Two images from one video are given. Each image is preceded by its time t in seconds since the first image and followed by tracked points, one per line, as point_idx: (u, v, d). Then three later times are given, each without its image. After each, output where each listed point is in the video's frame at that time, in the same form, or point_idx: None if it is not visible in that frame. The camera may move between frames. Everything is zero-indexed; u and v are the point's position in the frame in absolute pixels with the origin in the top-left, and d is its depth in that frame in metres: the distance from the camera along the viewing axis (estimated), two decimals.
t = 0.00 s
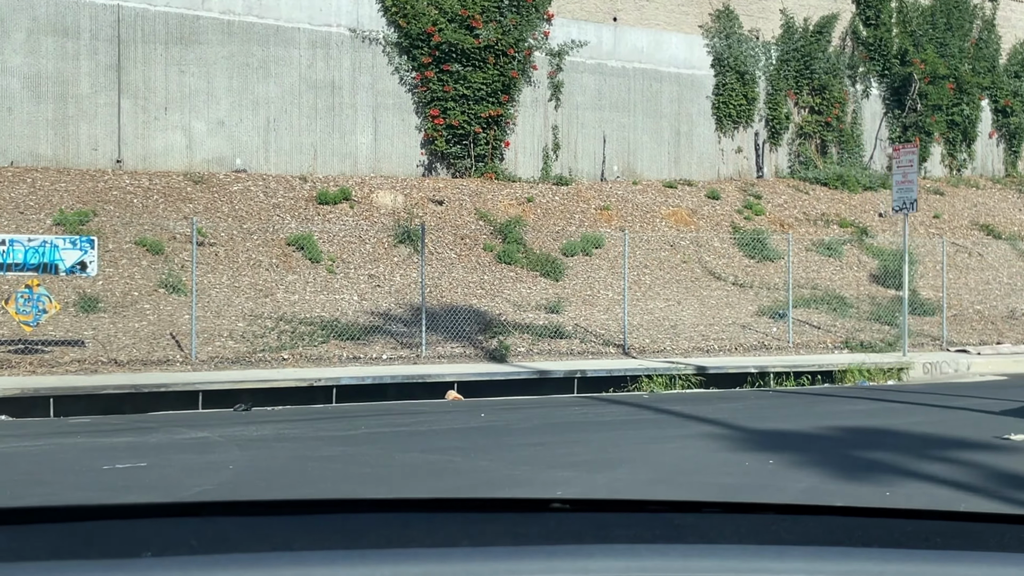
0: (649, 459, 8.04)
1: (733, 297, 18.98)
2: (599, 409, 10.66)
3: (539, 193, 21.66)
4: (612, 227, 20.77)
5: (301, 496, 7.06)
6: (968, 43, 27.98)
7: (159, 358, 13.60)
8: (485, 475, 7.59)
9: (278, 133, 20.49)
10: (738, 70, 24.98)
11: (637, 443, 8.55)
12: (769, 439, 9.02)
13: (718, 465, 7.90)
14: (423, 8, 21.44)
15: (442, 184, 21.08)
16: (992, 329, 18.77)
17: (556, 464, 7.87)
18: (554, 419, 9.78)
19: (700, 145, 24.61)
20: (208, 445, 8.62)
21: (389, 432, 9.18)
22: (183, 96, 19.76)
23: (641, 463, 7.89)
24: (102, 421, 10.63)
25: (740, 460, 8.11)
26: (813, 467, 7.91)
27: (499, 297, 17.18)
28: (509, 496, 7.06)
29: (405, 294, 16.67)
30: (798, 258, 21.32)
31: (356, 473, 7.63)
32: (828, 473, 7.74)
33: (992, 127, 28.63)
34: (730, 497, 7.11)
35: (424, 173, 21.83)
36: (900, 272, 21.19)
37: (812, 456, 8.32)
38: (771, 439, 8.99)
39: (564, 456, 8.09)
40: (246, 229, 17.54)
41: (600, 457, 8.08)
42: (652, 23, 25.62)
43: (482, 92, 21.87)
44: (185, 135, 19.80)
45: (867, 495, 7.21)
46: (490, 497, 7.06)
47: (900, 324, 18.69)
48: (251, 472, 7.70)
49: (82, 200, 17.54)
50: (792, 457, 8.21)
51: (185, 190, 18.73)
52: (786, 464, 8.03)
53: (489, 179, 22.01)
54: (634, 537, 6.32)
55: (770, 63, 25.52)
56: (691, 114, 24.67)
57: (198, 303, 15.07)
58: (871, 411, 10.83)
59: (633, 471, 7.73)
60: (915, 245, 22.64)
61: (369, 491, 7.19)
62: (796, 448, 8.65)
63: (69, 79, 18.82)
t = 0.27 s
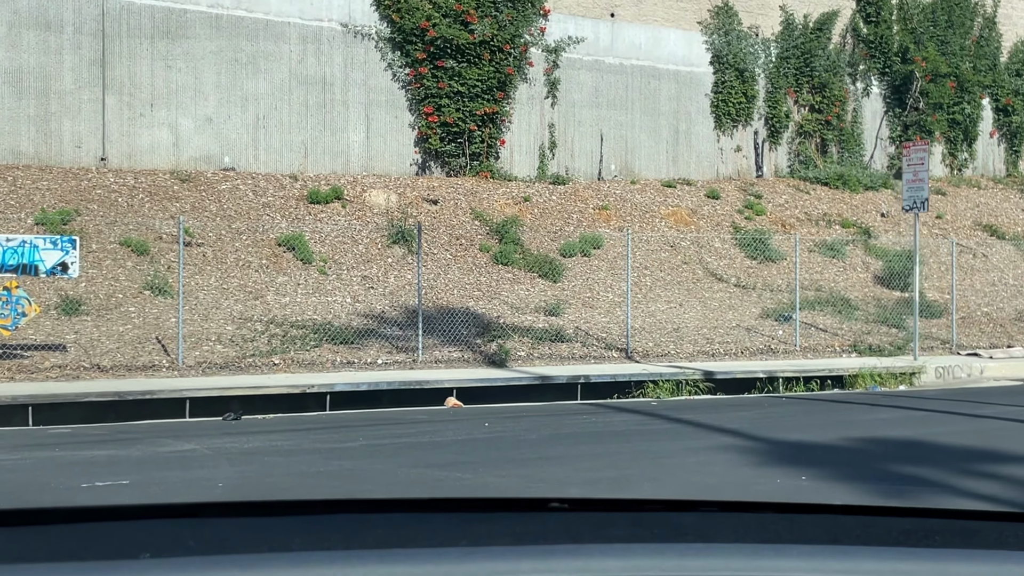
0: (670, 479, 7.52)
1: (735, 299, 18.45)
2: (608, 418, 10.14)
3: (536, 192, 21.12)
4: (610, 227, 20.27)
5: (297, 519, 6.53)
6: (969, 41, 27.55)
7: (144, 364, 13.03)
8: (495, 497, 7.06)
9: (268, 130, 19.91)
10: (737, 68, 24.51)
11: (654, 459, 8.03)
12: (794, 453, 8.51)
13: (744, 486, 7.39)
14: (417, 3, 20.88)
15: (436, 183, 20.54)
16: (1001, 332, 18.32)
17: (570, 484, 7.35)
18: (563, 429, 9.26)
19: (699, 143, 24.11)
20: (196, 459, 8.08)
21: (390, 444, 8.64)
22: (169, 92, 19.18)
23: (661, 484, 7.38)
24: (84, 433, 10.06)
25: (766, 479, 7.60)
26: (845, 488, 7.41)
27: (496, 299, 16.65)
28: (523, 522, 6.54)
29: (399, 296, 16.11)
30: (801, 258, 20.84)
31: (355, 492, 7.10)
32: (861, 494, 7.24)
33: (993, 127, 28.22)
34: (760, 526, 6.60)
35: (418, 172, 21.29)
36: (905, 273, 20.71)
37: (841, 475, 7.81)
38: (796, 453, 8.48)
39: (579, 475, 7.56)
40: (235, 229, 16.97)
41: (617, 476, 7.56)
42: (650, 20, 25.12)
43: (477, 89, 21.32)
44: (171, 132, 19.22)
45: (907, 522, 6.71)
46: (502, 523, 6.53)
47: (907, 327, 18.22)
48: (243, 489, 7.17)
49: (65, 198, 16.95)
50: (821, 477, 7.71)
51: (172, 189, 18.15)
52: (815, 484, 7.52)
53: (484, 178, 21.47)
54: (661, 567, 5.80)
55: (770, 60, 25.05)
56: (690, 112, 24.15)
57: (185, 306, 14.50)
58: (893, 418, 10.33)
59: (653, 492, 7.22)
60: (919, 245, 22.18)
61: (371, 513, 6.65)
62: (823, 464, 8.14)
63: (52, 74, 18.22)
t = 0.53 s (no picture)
0: (687, 493, 7.09)
1: (737, 301, 18.00)
2: (615, 425, 9.70)
3: (532, 191, 20.68)
4: (608, 226, 19.85)
5: (293, 532, 6.09)
6: (969, 38, 27.20)
7: (130, 367, 12.55)
8: (503, 509, 6.63)
9: (259, 127, 19.43)
10: (736, 65, 24.11)
11: (670, 471, 7.60)
12: (815, 463, 8.09)
13: (758, 498, 7.01)
14: None
15: (430, 181, 20.10)
16: (1007, 334, 17.94)
17: (583, 497, 6.92)
18: (570, 437, 8.82)
19: (696, 142, 23.70)
20: (185, 471, 7.62)
21: (390, 453, 8.20)
22: (157, 88, 18.70)
23: (679, 497, 6.95)
24: (65, 441, 9.61)
25: (790, 493, 7.18)
26: (875, 502, 6.98)
27: (493, 300, 16.18)
28: (535, 537, 6.10)
29: (393, 297, 15.65)
30: (803, 258, 20.43)
31: (354, 504, 6.66)
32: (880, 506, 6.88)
33: (993, 126, 27.88)
34: (789, 542, 6.17)
35: (411, 171, 20.84)
36: (907, 273, 20.33)
37: (867, 488, 7.40)
38: (818, 463, 8.05)
39: (592, 488, 7.13)
40: (224, 228, 16.49)
41: (632, 489, 7.13)
42: (646, 17, 24.70)
43: (471, 85, 20.87)
44: (159, 129, 18.73)
45: (945, 537, 6.29)
46: (513, 537, 6.10)
47: (913, 329, 17.82)
48: (235, 502, 6.71)
49: (48, 196, 16.45)
50: (847, 491, 7.29)
51: (159, 187, 17.65)
52: (842, 498, 7.09)
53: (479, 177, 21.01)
54: None
55: (768, 57, 24.67)
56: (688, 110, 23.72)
57: (172, 307, 14.03)
58: (912, 423, 9.92)
59: (671, 505, 6.81)
60: (920, 245, 21.80)
61: (372, 526, 6.22)
62: (847, 476, 7.72)
63: (35, 70, 17.72)
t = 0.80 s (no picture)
0: (704, 503, 6.77)
1: (738, 301, 17.69)
2: (621, 430, 9.37)
3: (528, 190, 20.35)
4: (605, 226, 19.53)
5: (292, 541, 5.75)
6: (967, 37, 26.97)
7: (118, 371, 12.18)
8: (512, 516, 6.30)
9: (250, 125, 19.05)
10: (733, 63, 23.81)
11: (684, 481, 7.27)
12: (833, 471, 7.77)
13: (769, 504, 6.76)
14: None
15: (425, 180, 19.76)
16: (1012, 337, 17.67)
17: (595, 506, 6.59)
18: (577, 444, 8.49)
19: (694, 141, 23.39)
20: (175, 481, 7.26)
21: (390, 462, 7.86)
22: (146, 85, 18.31)
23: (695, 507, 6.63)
24: (50, 447, 9.28)
25: (811, 503, 6.86)
26: (889, 509, 6.75)
27: (490, 301, 15.84)
28: (548, 544, 5.78)
29: (388, 298, 15.30)
30: (803, 259, 20.15)
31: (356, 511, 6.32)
32: (897, 514, 6.63)
33: (992, 125, 27.63)
34: (816, 551, 5.85)
35: (406, 169, 20.49)
36: (909, 274, 20.05)
37: (889, 497, 7.08)
38: (836, 471, 7.73)
39: (603, 497, 6.80)
40: (214, 228, 16.13)
41: (646, 500, 6.80)
42: (643, 14, 24.39)
43: (466, 83, 20.52)
44: (147, 126, 18.34)
45: (979, 548, 5.98)
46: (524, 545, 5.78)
47: (916, 330, 17.54)
48: (225, 507, 6.44)
49: (34, 195, 16.05)
50: (870, 500, 6.97)
51: (148, 186, 17.27)
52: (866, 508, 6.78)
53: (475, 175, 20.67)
54: None
55: (766, 55, 24.37)
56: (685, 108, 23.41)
57: (162, 309, 13.66)
58: (927, 428, 9.61)
59: (680, 511, 6.56)
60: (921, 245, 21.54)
61: (375, 535, 5.88)
62: (868, 485, 7.40)
63: (21, 66, 17.31)
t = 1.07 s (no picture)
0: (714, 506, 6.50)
1: (737, 302, 17.45)
2: (624, 434, 9.13)
3: (524, 190, 20.09)
4: (602, 226, 19.28)
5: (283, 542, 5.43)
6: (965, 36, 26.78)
7: (106, 373, 11.89)
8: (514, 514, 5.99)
9: (241, 123, 18.75)
10: (730, 61, 23.58)
11: (694, 487, 7.01)
12: (845, 477, 7.54)
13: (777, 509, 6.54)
14: None
15: (419, 179, 19.49)
16: (1014, 338, 17.47)
17: (601, 509, 6.34)
18: (581, 449, 8.24)
19: (690, 140, 23.15)
20: (164, 488, 6.99)
21: (388, 468, 7.60)
22: (135, 82, 18.01)
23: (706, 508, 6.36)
24: (34, 453, 8.99)
25: (821, 508, 6.63)
26: (901, 514, 6.54)
27: (486, 302, 15.57)
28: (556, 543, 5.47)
29: (382, 299, 15.04)
30: (801, 259, 19.93)
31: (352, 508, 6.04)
32: (910, 519, 6.41)
33: (990, 125, 27.45)
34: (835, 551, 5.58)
35: (400, 169, 20.22)
36: (908, 274, 19.83)
37: (901, 502, 6.86)
38: (848, 477, 7.50)
39: (608, 501, 6.54)
40: (205, 228, 15.84)
41: (650, 503, 6.57)
42: (640, 12, 24.14)
43: (461, 81, 20.25)
44: (137, 124, 18.04)
45: (999, 551, 5.74)
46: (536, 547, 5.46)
47: (917, 332, 17.32)
48: (213, 508, 6.20)
49: (21, 194, 15.74)
50: (880, 505, 6.75)
51: (138, 185, 16.96)
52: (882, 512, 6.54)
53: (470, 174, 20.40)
54: None
55: (764, 54, 24.15)
56: (682, 107, 23.17)
57: (151, 310, 13.37)
58: (937, 432, 9.38)
59: (685, 513, 6.33)
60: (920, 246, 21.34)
61: (375, 532, 5.59)
62: (883, 490, 7.16)
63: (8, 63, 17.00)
